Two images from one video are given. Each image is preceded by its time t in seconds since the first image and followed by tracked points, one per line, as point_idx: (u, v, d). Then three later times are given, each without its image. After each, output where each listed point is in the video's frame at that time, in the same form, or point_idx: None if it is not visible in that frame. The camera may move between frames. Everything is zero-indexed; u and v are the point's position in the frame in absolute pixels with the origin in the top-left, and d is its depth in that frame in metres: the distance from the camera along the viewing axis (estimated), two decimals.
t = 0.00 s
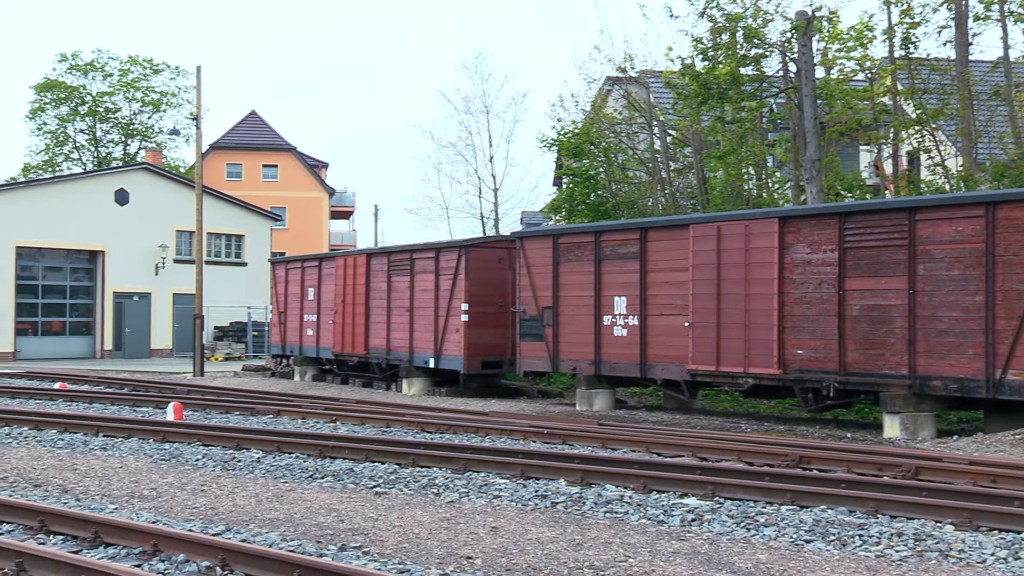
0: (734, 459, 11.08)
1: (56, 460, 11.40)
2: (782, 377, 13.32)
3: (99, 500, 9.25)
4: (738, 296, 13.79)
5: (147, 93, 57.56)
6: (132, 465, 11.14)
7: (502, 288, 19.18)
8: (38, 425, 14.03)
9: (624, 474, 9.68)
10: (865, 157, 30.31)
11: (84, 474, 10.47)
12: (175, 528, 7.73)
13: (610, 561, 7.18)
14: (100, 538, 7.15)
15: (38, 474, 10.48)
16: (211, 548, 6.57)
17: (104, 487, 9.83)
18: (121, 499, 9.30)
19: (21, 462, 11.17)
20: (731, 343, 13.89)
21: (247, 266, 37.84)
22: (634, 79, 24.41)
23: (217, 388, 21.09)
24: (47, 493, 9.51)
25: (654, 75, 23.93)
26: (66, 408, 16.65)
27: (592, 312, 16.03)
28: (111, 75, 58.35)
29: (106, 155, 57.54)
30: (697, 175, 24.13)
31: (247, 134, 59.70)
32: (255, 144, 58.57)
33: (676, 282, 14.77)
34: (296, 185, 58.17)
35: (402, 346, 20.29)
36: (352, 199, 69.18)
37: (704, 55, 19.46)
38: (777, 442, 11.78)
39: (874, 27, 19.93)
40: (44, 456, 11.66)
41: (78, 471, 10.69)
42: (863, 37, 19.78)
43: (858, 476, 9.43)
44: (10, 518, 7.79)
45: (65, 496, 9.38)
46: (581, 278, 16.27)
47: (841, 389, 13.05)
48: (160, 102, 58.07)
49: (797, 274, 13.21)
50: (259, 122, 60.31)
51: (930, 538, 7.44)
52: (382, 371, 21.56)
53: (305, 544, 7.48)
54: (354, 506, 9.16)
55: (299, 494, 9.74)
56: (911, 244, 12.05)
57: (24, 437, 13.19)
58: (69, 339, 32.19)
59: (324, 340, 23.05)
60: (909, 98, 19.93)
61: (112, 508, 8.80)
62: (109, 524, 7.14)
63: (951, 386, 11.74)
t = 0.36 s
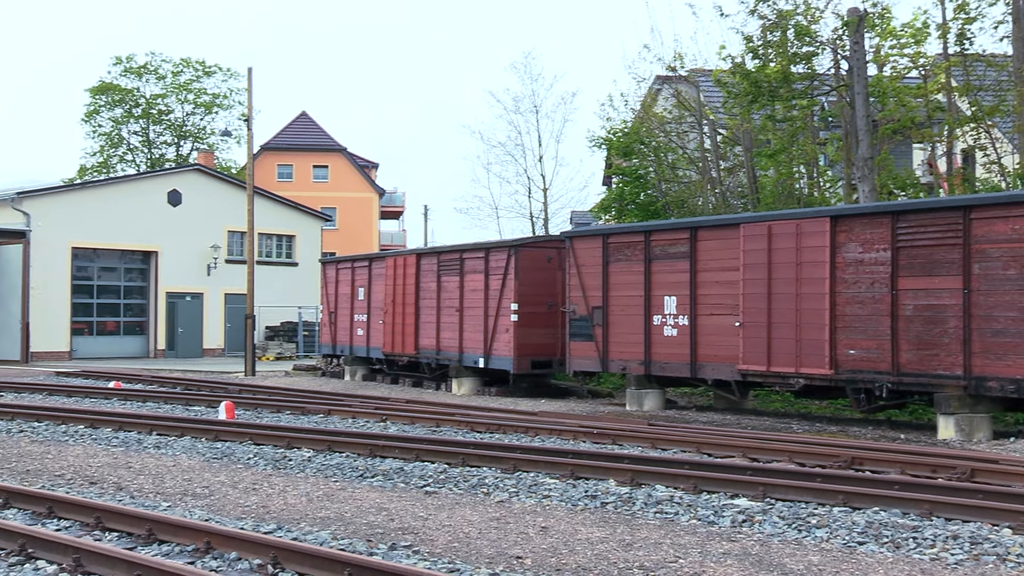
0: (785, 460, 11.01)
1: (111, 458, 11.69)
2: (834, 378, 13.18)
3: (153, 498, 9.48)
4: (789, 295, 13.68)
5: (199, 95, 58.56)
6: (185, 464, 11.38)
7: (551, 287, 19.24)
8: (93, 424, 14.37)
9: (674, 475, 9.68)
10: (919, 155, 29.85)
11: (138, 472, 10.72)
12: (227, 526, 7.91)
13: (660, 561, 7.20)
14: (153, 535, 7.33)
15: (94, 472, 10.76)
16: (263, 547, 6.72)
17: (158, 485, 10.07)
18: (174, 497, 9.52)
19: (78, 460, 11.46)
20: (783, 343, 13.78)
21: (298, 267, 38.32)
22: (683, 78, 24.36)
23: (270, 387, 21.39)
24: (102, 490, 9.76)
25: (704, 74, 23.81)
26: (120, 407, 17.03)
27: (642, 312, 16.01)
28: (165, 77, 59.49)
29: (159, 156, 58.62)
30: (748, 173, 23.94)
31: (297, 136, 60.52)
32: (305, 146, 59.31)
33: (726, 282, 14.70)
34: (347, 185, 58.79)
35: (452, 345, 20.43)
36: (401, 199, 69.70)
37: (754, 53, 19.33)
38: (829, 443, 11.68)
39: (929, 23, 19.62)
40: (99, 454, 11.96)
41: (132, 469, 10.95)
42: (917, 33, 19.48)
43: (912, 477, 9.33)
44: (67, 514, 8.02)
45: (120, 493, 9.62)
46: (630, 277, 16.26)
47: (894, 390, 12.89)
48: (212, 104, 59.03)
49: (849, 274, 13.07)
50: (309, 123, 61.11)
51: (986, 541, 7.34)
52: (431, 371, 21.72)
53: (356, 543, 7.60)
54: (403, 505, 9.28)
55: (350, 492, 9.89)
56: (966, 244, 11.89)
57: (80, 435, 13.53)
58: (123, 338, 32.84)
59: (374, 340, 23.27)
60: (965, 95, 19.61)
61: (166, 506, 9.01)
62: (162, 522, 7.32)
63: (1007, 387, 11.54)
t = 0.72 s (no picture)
0: (836, 461, 10.94)
1: (164, 456, 11.96)
2: (886, 378, 13.04)
3: (205, 496, 9.68)
4: (840, 295, 13.56)
5: (250, 96, 59.40)
6: (236, 462, 11.60)
7: (600, 287, 19.26)
8: (146, 422, 14.68)
9: (724, 476, 9.67)
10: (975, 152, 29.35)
11: (190, 471, 10.96)
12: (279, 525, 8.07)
13: (710, 562, 7.22)
14: (206, 533, 7.51)
15: (147, 470, 11.02)
16: (313, 546, 6.85)
17: (210, 483, 10.28)
18: (226, 495, 9.72)
19: (131, 458, 11.74)
20: (834, 343, 13.65)
21: (348, 267, 38.73)
22: (733, 76, 24.19)
23: (321, 387, 21.65)
24: (156, 488, 9.99)
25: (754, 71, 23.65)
26: (172, 406, 17.37)
27: (691, 311, 15.96)
28: (216, 79, 60.44)
29: (210, 157, 59.57)
30: (798, 172, 23.71)
31: (347, 136, 61.17)
32: (355, 146, 59.92)
33: (776, 281, 14.60)
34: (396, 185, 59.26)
35: (500, 345, 20.53)
36: (450, 199, 70.07)
37: (804, 51, 19.17)
38: (882, 444, 11.57)
39: (984, 19, 19.28)
40: (152, 453, 12.23)
41: (184, 467, 11.20)
42: (972, 30, 19.16)
43: (967, 480, 9.22)
44: (122, 512, 8.22)
45: (173, 492, 9.84)
46: (679, 277, 16.22)
47: (948, 390, 12.73)
48: (262, 105, 59.83)
49: (901, 273, 12.93)
50: (359, 123, 61.74)
51: None
52: (480, 371, 21.86)
53: (405, 542, 7.72)
54: (453, 505, 9.39)
55: (400, 492, 10.02)
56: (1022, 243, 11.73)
57: (134, 434, 13.84)
58: (175, 338, 33.43)
59: (423, 340, 23.45)
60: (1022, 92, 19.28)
61: (218, 504, 9.21)
62: (214, 521, 7.49)
63: None
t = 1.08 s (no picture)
0: (888, 462, 10.85)
1: (216, 454, 12.22)
2: (940, 379, 12.88)
3: (256, 494, 9.89)
4: (892, 295, 13.41)
5: (299, 98, 60.12)
6: (287, 461, 11.82)
7: (650, 287, 19.25)
8: (198, 421, 14.98)
9: (775, 476, 9.65)
10: None
11: (241, 469, 11.19)
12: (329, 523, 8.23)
13: (760, 564, 7.22)
14: (256, 531, 7.69)
15: (199, 468, 11.26)
16: (364, 544, 6.98)
17: (260, 482, 10.49)
18: (276, 494, 9.92)
19: (184, 456, 12.01)
20: (886, 343, 13.51)
21: (397, 266, 39.06)
22: (784, 75, 23.94)
23: (371, 386, 21.88)
24: (207, 486, 10.22)
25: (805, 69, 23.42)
26: (223, 405, 17.69)
27: (741, 311, 15.88)
28: (266, 81, 61.28)
29: (261, 158, 60.40)
30: (849, 171, 23.42)
31: (396, 137, 61.63)
32: (405, 146, 60.36)
33: (827, 281, 14.49)
34: (445, 185, 59.63)
35: (550, 345, 20.60)
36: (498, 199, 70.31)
37: (855, 49, 18.98)
38: (935, 445, 11.45)
39: None
40: (204, 451, 12.50)
41: (235, 466, 11.44)
42: None
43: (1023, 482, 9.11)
44: (174, 509, 8.42)
45: (224, 490, 10.06)
46: (729, 277, 16.15)
47: (1004, 391, 12.56)
48: (311, 106, 60.51)
49: (954, 273, 12.78)
50: (408, 124, 62.19)
51: None
52: (529, 371, 21.95)
53: (454, 541, 7.84)
54: (502, 504, 9.49)
55: (449, 491, 10.14)
56: None
57: (186, 432, 14.13)
58: (226, 337, 33.97)
59: (472, 339, 23.58)
60: None
61: (269, 503, 9.41)
62: (266, 519, 7.66)
63: None
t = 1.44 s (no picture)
0: (939, 464, 10.74)
1: (263, 454, 12.45)
2: (992, 380, 12.71)
3: (304, 493, 10.06)
4: (943, 295, 13.26)
5: (345, 99, 60.69)
6: (333, 461, 11.99)
7: (696, 287, 19.21)
8: (246, 420, 15.24)
9: (823, 478, 9.61)
10: None
11: (288, 468, 11.39)
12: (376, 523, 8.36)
13: (808, 566, 7.22)
14: (304, 530, 7.84)
15: (247, 467, 11.48)
16: (409, 544, 7.10)
17: (307, 481, 10.67)
18: (323, 493, 10.09)
19: (231, 456, 12.24)
20: (937, 344, 13.36)
21: (443, 267, 39.27)
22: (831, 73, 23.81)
23: (417, 386, 22.05)
24: (256, 485, 10.41)
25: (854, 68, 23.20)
26: (271, 405, 17.96)
27: (789, 311, 15.78)
28: (312, 82, 61.94)
29: (307, 159, 61.08)
30: (899, 170, 23.12)
31: (442, 137, 62.00)
32: (450, 147, 60.65)
33: (876, 280, 14.36)
34: (490, 185, 59.87)
35: (595, 345, 20.62)
36: (543, 199, 70.45)
37: (904, 47, 18.78)
38: (988, 447, 11.30)
39: None
40: (252, 450, 12.73)
41: (283, 465, 11.64)
42: None
43: None
44: (223, 508, 8.61)
45: (272, 489, 10.25)
46: (777, 277, 16.06)
47: None
48: (358, 107, 61.07)
49: (1006, 272, 12.62)
50: (453, 124, 62.53)
51: None
52: (575, 371, 21.98)
53: (500, 541, 7.92)
54: (548, 505, 9.55)
55: (495, 491, 10.24)
56: None
57: (235, 431, 14.39)
58: (274, 337, 34.42)
59: (518, 340, 23.67)
60: None
61: (316, 501, 9.58)
62: (313, 519, 7.81)
63: None
